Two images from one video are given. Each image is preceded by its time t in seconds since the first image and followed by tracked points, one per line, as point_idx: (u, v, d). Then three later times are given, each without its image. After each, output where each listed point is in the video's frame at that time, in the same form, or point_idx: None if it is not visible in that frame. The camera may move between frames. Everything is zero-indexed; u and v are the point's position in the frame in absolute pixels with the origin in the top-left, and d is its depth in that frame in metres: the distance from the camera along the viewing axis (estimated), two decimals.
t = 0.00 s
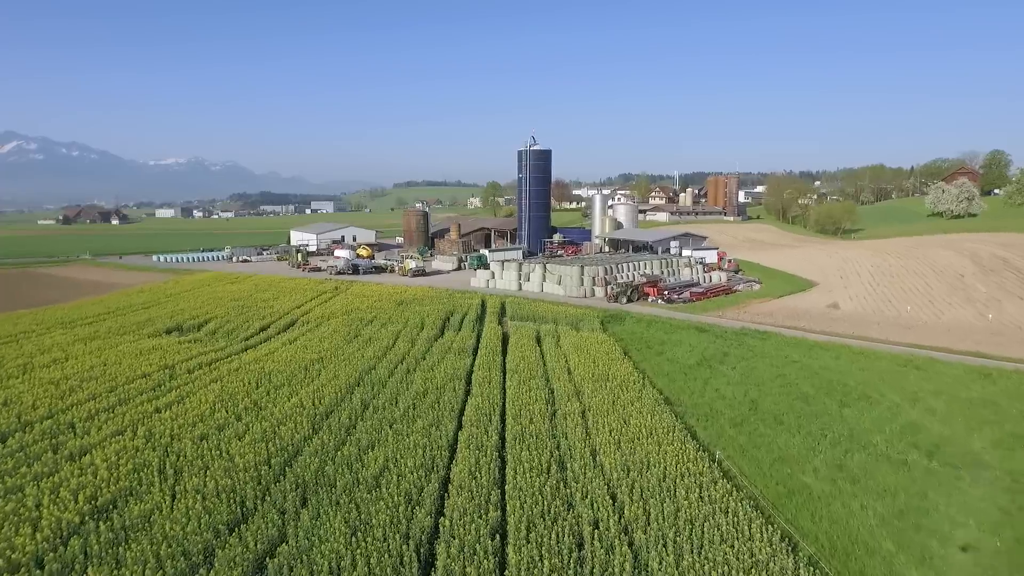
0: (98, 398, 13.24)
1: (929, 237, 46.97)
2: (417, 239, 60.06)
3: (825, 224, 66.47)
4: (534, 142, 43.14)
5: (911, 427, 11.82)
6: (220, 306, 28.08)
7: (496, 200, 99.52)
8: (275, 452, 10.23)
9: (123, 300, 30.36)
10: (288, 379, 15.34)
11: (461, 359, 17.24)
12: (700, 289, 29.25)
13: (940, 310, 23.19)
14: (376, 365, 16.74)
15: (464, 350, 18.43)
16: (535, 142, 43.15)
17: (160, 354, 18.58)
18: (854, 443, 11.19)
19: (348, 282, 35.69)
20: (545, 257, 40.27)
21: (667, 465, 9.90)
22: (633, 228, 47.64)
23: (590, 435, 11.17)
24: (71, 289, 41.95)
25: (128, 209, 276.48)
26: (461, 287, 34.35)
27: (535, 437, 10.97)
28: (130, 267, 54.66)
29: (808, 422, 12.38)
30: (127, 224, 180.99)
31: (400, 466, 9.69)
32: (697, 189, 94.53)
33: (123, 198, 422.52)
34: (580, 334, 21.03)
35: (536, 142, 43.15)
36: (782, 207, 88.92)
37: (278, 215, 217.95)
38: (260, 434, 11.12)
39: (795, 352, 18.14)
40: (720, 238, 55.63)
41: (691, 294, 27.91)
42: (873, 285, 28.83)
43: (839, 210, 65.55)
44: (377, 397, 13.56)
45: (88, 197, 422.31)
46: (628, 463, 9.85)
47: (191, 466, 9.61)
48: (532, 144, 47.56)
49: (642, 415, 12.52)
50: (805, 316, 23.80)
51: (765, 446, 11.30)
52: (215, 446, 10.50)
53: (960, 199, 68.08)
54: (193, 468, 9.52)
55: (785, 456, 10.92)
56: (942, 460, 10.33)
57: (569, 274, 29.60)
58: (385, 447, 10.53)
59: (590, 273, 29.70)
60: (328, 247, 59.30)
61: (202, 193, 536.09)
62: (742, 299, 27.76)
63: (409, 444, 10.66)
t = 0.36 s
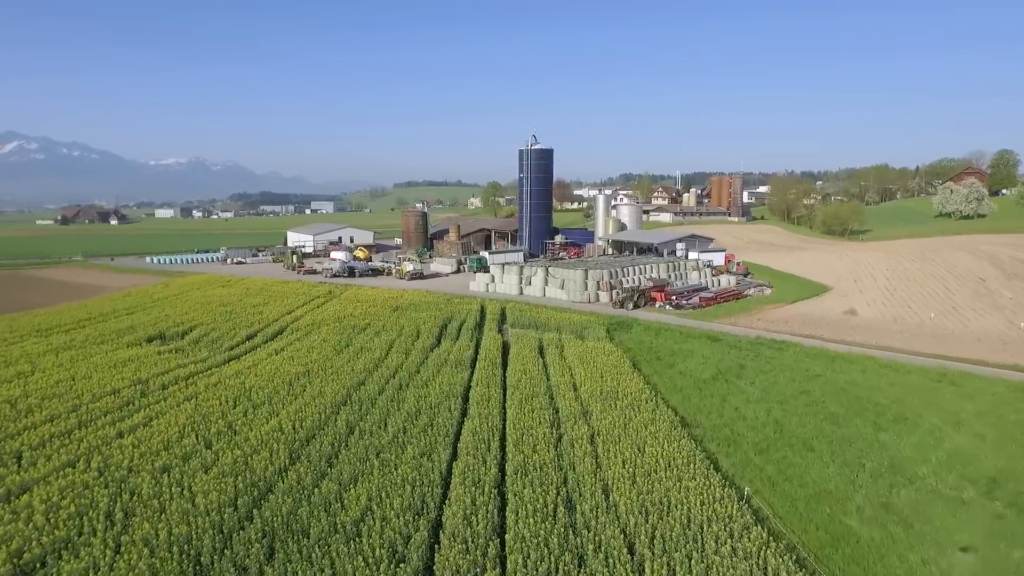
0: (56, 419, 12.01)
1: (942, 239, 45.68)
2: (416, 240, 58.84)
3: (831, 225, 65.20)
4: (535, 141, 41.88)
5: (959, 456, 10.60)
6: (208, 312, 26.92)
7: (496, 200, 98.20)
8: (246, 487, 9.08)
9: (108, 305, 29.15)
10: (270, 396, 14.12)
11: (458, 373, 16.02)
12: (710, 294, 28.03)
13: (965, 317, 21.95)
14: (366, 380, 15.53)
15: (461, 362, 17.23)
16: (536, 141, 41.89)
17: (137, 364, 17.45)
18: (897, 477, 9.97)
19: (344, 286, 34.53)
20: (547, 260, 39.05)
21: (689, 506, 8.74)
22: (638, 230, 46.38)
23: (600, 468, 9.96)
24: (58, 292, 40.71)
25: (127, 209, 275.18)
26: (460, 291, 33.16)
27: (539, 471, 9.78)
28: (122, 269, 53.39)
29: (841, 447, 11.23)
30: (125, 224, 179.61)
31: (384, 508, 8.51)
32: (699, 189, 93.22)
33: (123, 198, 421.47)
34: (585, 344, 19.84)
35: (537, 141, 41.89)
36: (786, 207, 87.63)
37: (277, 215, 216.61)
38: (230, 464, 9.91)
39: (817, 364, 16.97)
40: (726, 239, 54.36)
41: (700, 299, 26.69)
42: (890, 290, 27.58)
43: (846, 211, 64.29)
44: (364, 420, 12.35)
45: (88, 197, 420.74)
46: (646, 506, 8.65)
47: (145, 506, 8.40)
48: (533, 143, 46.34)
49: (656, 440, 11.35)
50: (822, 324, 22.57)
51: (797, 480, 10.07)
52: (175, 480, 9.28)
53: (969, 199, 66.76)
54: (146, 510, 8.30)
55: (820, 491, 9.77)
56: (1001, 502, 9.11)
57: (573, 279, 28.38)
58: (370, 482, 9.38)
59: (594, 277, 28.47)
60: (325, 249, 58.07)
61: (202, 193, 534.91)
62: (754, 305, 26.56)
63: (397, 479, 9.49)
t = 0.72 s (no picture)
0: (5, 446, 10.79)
1: (956, 240, 44.38)
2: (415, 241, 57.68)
3: (839, 225, 63.99)
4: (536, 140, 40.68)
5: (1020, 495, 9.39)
6: (194, 318, 25.66)
7: (497, 201, 97.02)
8: (206, 536, 7.88)
9: (91, 311, 27.95)
10: (247, 416, 12.90)
11: (455, 388, 14.82)
12: (719, 299, 26.81)
13: (993, 325, 20.71)
14: (354, 397, 14.31)
15: (458, 375, 16.02)
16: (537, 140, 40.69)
17: (109, 377, 16.20)
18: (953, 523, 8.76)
19: (339, 289, 33.34)
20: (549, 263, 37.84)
21: (719, 562, 7.53)
22: (642, 231, 45.16)
23: (614, 510, 8.76)
24: (45, 295, 39.51)
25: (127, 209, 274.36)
26: (460, 295, 31.94)
27: (545, 514, 8.58)
28: (114, 271, 52.19)
29: (883, 480, 10.03)
30: (123, 224, 178.39)
31: (365, 565, 7.30)
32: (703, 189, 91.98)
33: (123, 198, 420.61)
34: (591, 354, 18.61)
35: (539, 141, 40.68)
36: (791, 207, 86.42)
37: (277, 215, 215.33)
38: (191, 505, 8.69)
39: (842, 377, 15.74)
40: (732, 241, 53.10)
41: (710, 305, 25.47)
42: (909, 295, 26.34)
43: (854, 211, 63.06)
44: (349, 446, 11.14)
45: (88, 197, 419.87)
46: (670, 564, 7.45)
47: (83, 564, 7.18)
48: (535, 141, 45.13)
49: (676, 472, 10.14)
50: (840, 331, 21.34)
51: (839, 524, 8.86)
52: (125, 526, 8.07)
53: (979, 199, 65.45)
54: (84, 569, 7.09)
55: (867, 538, 8.58)
56: None
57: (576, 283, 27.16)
58: (351, 527, 8.17)
59: (599, 282, 27.26)
60: (322, 250, 56.87)
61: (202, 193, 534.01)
62: (768, 311, 25.33)
63: (382, 523, 8.28)
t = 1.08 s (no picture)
0: None
1: (970, 242, 43.02)
2: (414, 242, 56.44)
3: (846, 226, 62.72)
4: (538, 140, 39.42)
5: None
6: (179, 325, 24.41)
7: (497, 201, 95.87)
8: None
9: (73, 316, 26.73)
10: (219, 441, 11.65)
11: (452, 408, 13.57)
12: (731, 305, 25.54)
13: None
14: (340, 419, 13.05)
15: (455, 392, 14.80)
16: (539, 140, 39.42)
17: (76, 395, 14.92)
18: None
19: (333, 294, 32.14)
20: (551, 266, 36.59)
21: None
22: (647, 232, 43.88)
23: (633, 567, 7.53)
24: (30, 299, 38.30)
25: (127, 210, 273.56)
26: (458, 299, 30.72)
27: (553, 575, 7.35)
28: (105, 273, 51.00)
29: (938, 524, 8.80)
30: (123, 225, 177.44)
31: None
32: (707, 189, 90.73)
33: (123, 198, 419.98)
34: (598, 367, 17.36)
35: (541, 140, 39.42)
36: (796, 208, 85.17)
37: (276, 214, 214.04)
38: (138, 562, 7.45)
39: (872, 393, 14.47)
40: (738, 242, 51.79)
41: (721, 311, 24.20)
42: (930, 300, 25.06)
43: (862, 212, 61.76)
44: (329, 481, 9.88)
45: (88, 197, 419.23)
46: None
47: None
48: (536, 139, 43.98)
49: (700, 513, 8.91)
50: (863, 340, 20.06)
51: None
52: None
53: (989, 200, 63.91)
54: None
55: None
56: None
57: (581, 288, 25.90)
58: None
59: (604, 286, 26.00)
60: (318, 252, 55.64)
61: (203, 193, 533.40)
62: (782, 318, 24.05)
63: None
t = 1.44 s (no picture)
0: None
1: (986, 243, 41.74)
2: (412, 242, 55.14)
3: (854, 227, 61.51)
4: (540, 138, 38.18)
5: None
6: (161, 332, 23.17)
7: (498, 202, 94.71)
8: None
9: (51, 322, 25.50)
10: (183, 472, 10.39)
11: (446, 432, 12.32)
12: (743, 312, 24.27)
13: None
14: (322, 445, 11.81)
15: (449, 412, 13.58)
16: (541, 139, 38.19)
17: (36, 414, 13.66)
18: None
19: (327, 298, 30.93)
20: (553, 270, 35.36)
21: None
22: (651, 234, 42.62)
23: None
24: (14, 302, 37.07)
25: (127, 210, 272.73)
26: (457, 304, 29.50)
27: None
28: (96, 275, 49.78)
29: None
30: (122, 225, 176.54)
31: None
32: (711, 190, 89.50)
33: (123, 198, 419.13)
34: (605, 383, 16.12)
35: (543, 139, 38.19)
36: (801, 208, 83.98)
37: (276, 215, 213.03)
38: None
39: (908, 414, 13.20)
40: (745, 243, 50.52)
41: (734, 318, 22.94)
42: (954, 307, 23.79)
43: (871, 212, 60.52)
44: (302, 526, 8.65)
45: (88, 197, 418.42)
46: None
47: None
48: (538, 137, 42.76)
49: (731, 571, 7.66)
50: (888, 351, 18.79)
51: None
52: None
53: (1000, 200, 62.22)
54: None
55: None
56: None
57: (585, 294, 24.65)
58: None
59: (610, 292, 24.75)
60: (315, 254, 54.42)
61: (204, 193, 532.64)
62: (798, 326, 22.81)
63: None
